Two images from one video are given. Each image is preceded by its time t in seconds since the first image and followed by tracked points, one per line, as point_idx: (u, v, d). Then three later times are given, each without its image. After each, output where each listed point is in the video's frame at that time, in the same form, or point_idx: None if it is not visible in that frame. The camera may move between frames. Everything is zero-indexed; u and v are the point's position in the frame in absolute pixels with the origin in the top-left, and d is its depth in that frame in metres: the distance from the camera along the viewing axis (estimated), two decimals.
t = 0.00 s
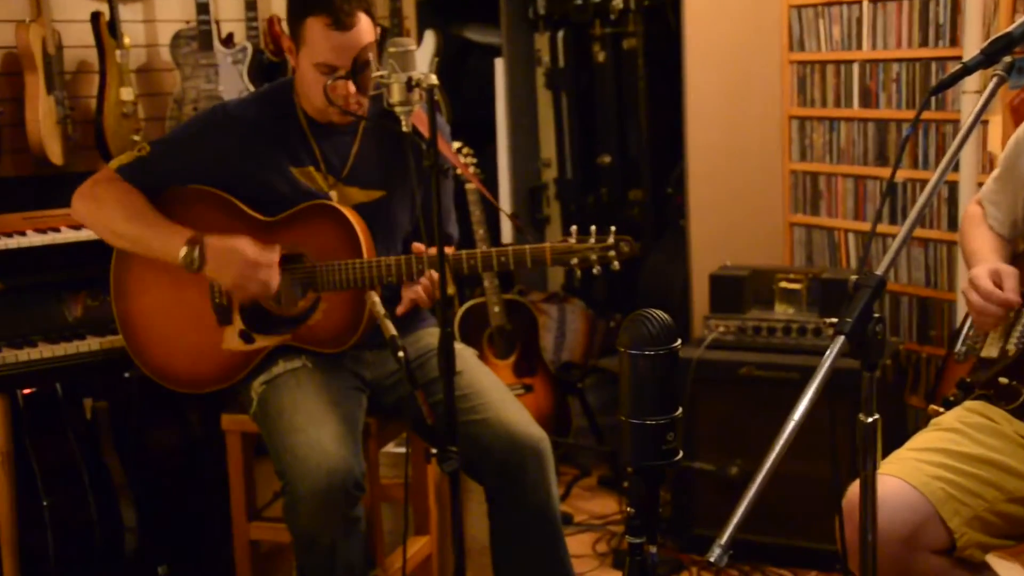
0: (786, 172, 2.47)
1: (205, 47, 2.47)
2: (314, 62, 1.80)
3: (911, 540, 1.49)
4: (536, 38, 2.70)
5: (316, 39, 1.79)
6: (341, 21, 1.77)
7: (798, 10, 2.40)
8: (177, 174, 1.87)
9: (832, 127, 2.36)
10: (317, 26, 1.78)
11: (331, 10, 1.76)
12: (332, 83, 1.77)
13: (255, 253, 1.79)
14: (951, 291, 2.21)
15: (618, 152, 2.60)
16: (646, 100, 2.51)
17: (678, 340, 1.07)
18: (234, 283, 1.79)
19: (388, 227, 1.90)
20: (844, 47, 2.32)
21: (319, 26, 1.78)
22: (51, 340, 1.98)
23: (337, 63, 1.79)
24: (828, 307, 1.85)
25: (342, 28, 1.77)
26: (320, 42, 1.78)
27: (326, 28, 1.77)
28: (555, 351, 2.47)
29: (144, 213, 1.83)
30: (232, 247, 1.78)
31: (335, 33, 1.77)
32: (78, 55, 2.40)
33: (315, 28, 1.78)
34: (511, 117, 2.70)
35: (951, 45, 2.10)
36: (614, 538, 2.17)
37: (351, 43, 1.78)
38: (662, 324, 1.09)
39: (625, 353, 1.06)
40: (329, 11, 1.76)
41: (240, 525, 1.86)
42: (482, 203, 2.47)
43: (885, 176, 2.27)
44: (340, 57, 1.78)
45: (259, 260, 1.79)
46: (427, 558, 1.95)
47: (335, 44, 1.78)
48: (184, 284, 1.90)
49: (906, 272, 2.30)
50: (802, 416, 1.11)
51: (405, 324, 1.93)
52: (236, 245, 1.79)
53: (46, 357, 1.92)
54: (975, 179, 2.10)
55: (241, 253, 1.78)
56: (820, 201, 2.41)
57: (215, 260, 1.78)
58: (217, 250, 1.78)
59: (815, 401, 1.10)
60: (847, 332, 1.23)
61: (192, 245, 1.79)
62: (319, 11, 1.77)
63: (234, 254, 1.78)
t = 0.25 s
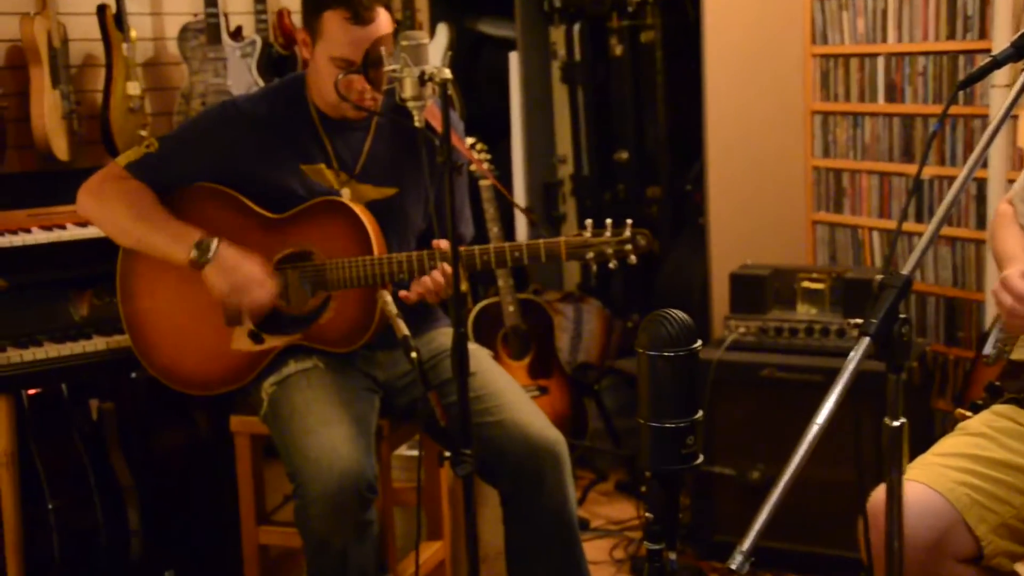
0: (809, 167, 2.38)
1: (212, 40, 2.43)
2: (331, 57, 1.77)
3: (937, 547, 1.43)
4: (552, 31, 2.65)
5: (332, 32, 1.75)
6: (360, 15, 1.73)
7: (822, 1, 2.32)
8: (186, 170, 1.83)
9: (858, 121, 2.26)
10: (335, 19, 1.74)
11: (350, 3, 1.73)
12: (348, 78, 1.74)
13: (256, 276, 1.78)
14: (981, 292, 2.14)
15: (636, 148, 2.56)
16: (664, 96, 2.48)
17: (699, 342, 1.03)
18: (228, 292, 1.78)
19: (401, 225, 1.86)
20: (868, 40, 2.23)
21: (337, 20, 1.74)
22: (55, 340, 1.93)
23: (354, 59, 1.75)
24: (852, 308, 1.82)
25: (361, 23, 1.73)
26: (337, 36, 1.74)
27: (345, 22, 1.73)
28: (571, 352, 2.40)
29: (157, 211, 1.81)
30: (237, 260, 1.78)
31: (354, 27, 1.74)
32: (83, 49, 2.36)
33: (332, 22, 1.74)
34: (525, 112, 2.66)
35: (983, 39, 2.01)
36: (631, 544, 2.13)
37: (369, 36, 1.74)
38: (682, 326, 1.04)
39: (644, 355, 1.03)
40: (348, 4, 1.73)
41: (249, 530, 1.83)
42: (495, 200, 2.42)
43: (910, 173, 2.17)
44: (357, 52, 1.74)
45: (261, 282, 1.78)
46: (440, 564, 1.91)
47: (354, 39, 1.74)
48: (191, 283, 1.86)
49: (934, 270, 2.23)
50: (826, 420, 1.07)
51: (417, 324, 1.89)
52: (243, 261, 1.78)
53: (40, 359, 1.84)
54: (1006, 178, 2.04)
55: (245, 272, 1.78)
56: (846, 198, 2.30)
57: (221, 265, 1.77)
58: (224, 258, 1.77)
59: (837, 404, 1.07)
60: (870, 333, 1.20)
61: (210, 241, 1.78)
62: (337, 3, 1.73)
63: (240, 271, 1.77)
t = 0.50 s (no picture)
0: (841, 163, 2.22)
1: (226, 31, 2.37)
2: (350, 48, 1.72)
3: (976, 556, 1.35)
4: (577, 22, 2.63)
5: (354, 22, 1.70)
6: (383, 5, 1.69)
7: None
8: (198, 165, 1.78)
9: (893, 116, 2.11)
10: (358, 9, 1.70)
11: None
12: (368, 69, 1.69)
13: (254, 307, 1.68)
14: None
15: (661, 144, 2.50)
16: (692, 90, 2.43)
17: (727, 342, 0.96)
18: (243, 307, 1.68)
19: (419, 223, 1.81)
20: (905, 31, 2.07)
21: (358, 9, 1.69)
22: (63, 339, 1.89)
23: (374, 51, 1.70)
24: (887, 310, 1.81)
25: (384, 13, 1.69)
26: (358, 26, 1.70)
27: (367, 11, 1.69)
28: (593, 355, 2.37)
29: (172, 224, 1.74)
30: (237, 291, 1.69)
31: (376, 18, 1.69)
32: (94, 40, 2.32)
33: (354, 11, 1.70)
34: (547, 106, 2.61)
35: None
36: (655, 552, 2.07)
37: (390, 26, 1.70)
38: (710, 326, 0.97)
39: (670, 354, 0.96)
40: None
41: (261, 535, 1.78)
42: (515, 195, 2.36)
43: (948, 170, 2.00)
44: (378, 42, 1.70)
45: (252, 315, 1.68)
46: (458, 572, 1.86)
47: (375, 29, 1.69)
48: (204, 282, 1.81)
49: (973, 271, 2.07)
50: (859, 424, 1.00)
51: (435, 325, 1.83)
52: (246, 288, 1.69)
53: (44, 359, 1.79)
54: None
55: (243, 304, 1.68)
56: (878, 195, 2.16)
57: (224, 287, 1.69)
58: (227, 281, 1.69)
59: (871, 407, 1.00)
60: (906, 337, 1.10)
61: (215, 260, 1.70)
62: None
63: (239, 302, 1.68)
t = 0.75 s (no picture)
0: (863, 160, 2.16)
1: (232, 25, 2.33)
2: (359, 41, 1.68)
3: (1003, 567, 1.31)
4: (591, 15, 2.59)
5: (363, 15, 1.66)
6: None
7: None
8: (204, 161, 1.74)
9: (917, 111, 2.06)
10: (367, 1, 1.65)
11: None
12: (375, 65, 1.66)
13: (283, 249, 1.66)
14: None
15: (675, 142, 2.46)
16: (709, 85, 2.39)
17: (746, 344, 0.92)
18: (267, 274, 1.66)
19: (430, 219, 1.77)
20: (930, 24, 2.01)
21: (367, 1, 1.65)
22: (66, 339, 1.86)
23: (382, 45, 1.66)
24: (909, 312, 1.77)
25: (392, 6, 1.63)
26: (367, 19, 1.65)
27: (375, 4, 1.64)
28: (607, 357, 2.35)
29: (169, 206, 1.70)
30: (259, 238, 1.66)
31: (385, 12, 1.64)
32: (97, 34, 2.28)
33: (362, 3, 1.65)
34: (561, 101, 2.58)
35: None
36: (671, 559, 2.03)
37: (396, 19, 1.64)
38: (728, 328, 0.92)
39: (688, 358, 0.91)
40: None
41: (268, 540, 1.75)
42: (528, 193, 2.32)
43: (974, 167, 1.95)
44: (386, 37, 1.65)
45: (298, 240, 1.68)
46: None
47: (383, 23, 1.65)
48: (210, 279, 1.77)
49: (999, 270, 2.02)
50: (882, 430, 0.96)
51: (447, 325, 1.79)
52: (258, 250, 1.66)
53: (41, 362, 1.75)
54: None
55: (273, 249, 1.66)
56: (902, 192, 2.11)
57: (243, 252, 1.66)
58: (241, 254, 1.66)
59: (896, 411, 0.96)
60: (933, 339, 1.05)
61: (214, 245, 1.66)
62: None
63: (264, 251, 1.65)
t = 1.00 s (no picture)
0: (875, 158, 2.13)
1: (236, 23, 2.32)
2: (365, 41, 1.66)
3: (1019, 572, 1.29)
4: (599, 12, 2.57)
5: (370, 11, 1.64)
6: None
7: None
8: (207, 160, 1.72)
9: (929, 109, 2.03)
10: None
11: None
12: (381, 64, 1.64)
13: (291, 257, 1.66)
14: None
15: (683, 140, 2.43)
16: (718, 83, 2.37)
17: (755, 344, 0.89)
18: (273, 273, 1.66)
19: (435, 219, 1.74)
20: (943, 19, 1.98)
21: None
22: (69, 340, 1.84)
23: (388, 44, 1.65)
24: (920, 311, 1.76)
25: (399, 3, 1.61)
26: (372, 16, 1.64)
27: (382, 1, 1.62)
28: (616, 359, 2.29)
29: (183, 204, 1.70)
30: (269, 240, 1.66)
31: (391, 9, 1.62)
32: (99, 32, 2.27)
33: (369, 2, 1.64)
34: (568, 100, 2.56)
35: None
36: (680, 564, 2.00)
37: (405, 17, 1.63)
38: (737, 328, 0.89)
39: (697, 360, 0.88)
40: None
41: (272, 544, 1.72)
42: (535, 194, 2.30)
43: (989, 164, 1.92)
44: (392, 34, 1.63)
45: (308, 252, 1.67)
46: None
47: (389, 20, 1.63)
48: (213, 281, 1.75)
49: (1015, 269, 1.98)
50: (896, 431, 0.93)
51: (453, 326, 1.77)
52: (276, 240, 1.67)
53: (43, 363, 1.73)
54: None
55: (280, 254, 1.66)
56: (914, 190, 2.07)
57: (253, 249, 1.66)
58: (251, 246, 1.66)
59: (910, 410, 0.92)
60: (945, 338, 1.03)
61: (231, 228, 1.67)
62: None
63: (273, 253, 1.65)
